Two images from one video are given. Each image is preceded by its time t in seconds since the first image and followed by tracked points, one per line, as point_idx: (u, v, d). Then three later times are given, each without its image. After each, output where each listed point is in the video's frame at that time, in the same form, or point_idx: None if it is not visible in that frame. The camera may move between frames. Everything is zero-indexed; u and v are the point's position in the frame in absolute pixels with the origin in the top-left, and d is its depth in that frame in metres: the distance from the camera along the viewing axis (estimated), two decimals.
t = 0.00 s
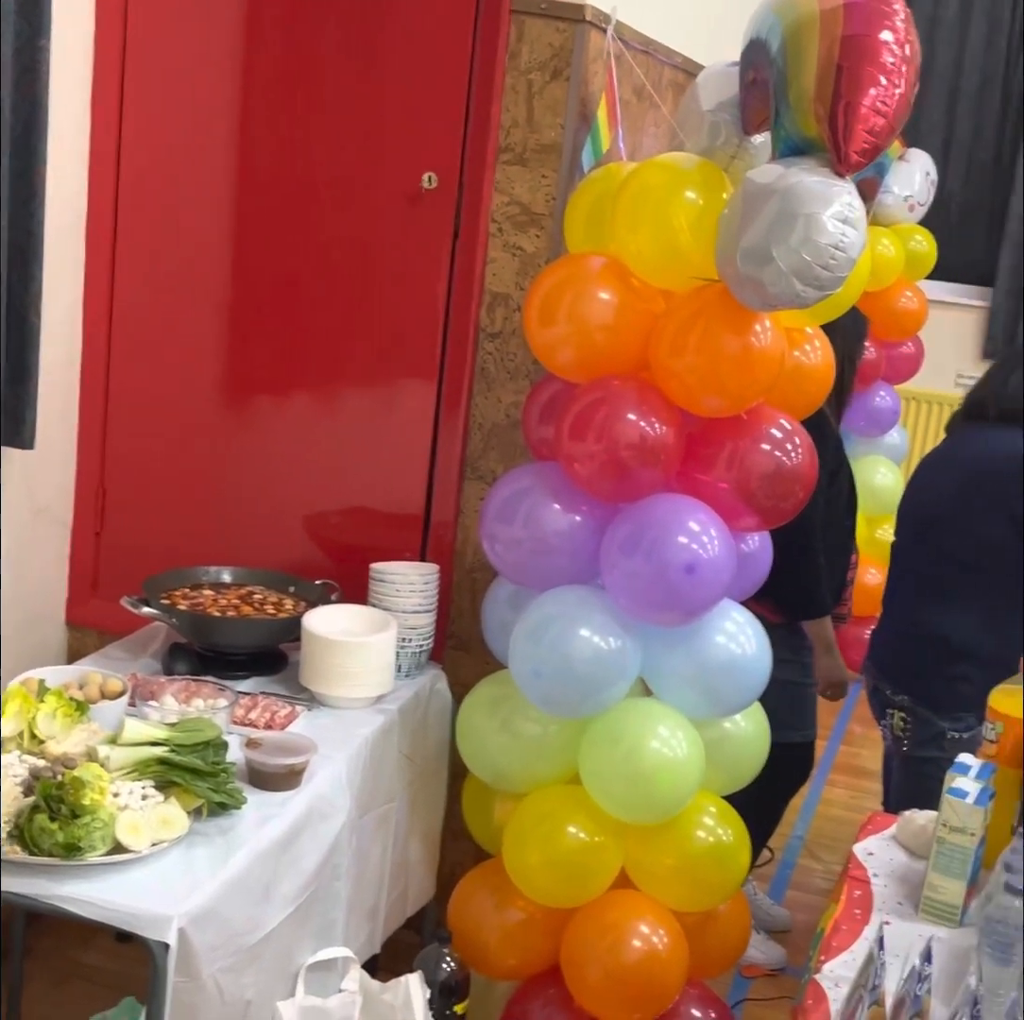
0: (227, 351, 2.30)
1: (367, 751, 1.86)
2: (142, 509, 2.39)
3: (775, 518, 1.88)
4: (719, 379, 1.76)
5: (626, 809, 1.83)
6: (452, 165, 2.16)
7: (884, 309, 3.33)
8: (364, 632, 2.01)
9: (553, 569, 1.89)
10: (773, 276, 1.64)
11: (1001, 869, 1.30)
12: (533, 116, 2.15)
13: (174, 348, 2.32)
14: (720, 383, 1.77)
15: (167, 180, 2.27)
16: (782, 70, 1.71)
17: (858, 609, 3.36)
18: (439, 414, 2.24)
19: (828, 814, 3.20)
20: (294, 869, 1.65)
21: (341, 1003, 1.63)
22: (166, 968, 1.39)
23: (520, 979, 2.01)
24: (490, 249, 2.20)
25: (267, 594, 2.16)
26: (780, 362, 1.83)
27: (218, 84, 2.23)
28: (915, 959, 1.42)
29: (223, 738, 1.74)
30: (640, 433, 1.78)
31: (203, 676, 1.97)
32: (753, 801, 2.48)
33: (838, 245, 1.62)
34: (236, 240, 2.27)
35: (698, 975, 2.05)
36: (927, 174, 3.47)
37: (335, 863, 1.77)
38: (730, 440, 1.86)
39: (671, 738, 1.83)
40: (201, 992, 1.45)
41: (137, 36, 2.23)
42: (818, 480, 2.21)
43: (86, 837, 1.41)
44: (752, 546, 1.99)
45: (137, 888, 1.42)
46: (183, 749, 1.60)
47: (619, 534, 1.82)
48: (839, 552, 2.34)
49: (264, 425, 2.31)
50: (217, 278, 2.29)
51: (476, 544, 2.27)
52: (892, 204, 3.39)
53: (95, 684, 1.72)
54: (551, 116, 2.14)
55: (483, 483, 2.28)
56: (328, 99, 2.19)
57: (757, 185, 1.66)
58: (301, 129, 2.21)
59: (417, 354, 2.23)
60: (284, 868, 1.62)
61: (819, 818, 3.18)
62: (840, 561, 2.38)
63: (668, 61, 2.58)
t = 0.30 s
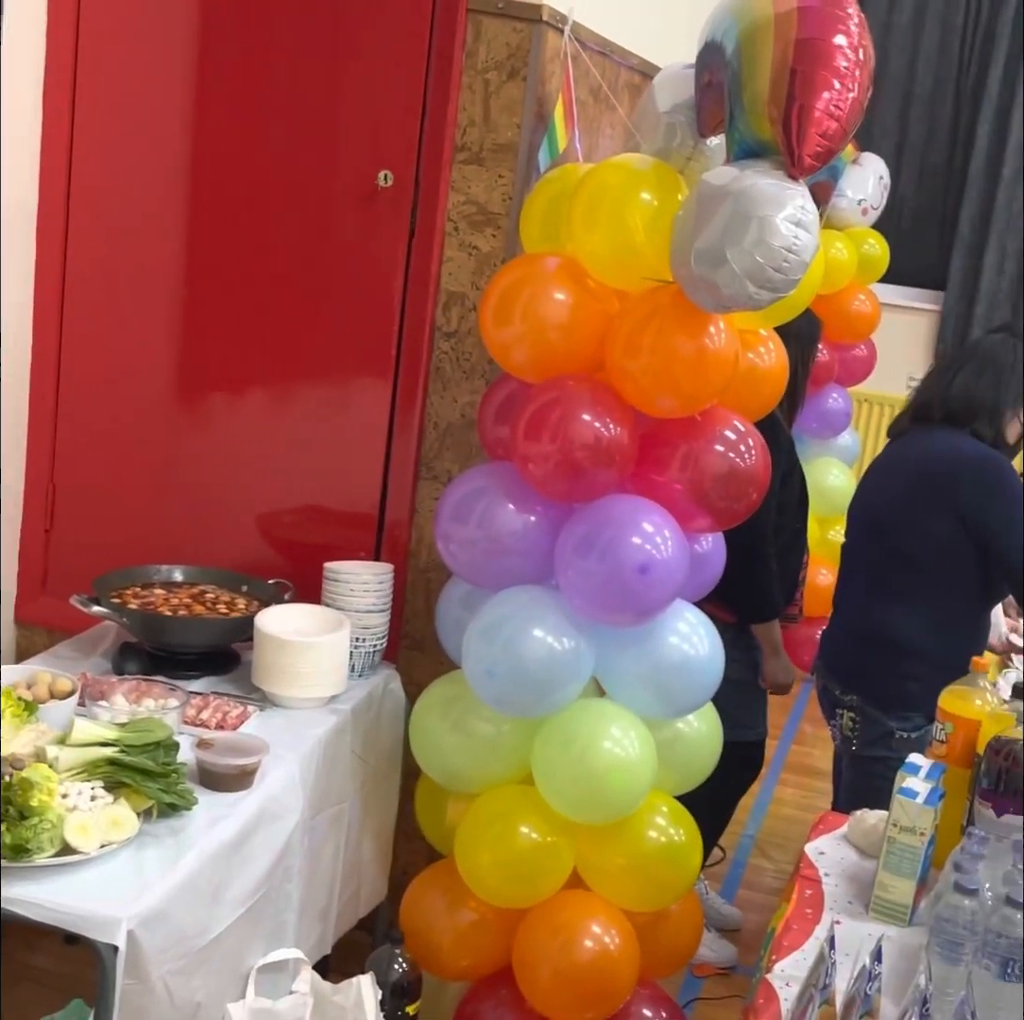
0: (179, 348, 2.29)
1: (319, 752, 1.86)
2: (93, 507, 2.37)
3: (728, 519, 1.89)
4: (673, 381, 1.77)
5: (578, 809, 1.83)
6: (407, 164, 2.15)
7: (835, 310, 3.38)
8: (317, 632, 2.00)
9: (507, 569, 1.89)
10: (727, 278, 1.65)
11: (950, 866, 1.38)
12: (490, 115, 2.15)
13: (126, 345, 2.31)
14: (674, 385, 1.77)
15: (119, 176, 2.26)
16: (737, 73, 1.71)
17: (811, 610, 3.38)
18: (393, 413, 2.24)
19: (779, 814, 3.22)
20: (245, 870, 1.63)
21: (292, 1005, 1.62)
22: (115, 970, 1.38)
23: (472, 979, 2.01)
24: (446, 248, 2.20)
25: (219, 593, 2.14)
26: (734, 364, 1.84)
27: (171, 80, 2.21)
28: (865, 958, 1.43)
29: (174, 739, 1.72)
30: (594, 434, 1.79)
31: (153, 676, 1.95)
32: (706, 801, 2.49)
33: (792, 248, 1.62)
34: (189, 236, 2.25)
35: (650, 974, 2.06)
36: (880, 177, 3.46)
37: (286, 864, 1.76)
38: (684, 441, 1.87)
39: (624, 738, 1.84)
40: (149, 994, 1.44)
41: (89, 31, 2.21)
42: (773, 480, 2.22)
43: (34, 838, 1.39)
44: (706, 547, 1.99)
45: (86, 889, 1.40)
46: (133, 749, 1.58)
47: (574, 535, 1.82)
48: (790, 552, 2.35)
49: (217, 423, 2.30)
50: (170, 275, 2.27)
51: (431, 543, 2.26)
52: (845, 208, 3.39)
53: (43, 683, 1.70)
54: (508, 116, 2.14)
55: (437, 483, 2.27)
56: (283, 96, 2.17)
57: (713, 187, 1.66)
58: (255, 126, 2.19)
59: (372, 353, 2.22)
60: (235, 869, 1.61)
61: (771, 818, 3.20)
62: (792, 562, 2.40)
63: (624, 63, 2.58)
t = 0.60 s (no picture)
0: (148, 349, 2.27)
1: (289, 754, 1.85)
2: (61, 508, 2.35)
3: (698, 520, 1.90)
4: (642, 382, 1.77)
5: (548, 810, 1.83)
6: (377, 165, 2.15)
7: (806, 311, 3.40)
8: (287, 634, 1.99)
9: (477, 570, 1.89)
10: (695, 279, 1.65)
11: (917, 869, 1.40)
12: (460, 116, 2.14)
13: (94, 345, 2.29)
14: (643, 386, 1.77)
15: (86, 175, 2.24)
16: (705, 73, 1.71)
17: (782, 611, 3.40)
18: (364, 414, 2.23)
19: (751, 814, 3.23)
20: (213, 873, 1.62)
21: (261, 1008, 1.61)
22: (82, 976, 1.39)
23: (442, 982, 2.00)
24: (416, 249, 2.19)
25: (188, 595, 2.13)
26: (703, 366, 1.84)
27: (139, 79, 2.19)
28: (834, 959, 1.44)
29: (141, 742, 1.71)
30: (564, 435, 1.78)
31: (122, 678, 1.94)
32: (677, 802, 2.49)
33: (760, 249, 1.63)
34: (158, 237, 2.24)
35: (620, 976, 2.06)
36: (851, 181, 3.49)
37: (255, 868, 1.75)
38: (654, 442, 1.87)
39: (594, 739, 1.84)
40: (117, 999, 1.43)
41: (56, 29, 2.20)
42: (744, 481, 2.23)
43: None
44: (676, 548, 2.00)
45: (53, 894, 1.39)
46: (100, 753, 1.57)
47: (544, 536, 1.82)
48: (756, 553, 2.37)
49: (186, 424, 2.28)
50: (138, 275, 2.25)
51: (401, 545, 2.26)
52: (816, 209, 3.40)
53: (8, 689, 1.61)
54: (478, 117, 2.13)
55: (408, 484, 2.27)
56: (252, 96, 2.16)
57: (681, 188, 1.66)
58: (224, 126, 2.18)
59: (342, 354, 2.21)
60: (204, 872, 1.60)
61: (742, 818, 3.21)
62: (762, 563, 2.40)
63: (595, 63, 2.58)
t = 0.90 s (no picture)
0: (131, 348, 2.26)
1: (273, 754, 1.84)
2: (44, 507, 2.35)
3: (683, 518, 1.90)
4: (627, 380, 1.77)
5: (533, 809, 1.83)
6: (361, 163, 2.14)
7: (790, 309, 3.41)
8: (270, 633, 1.98)
9: (462, 569, 1.88)
10: (680, 277, 1.65)
11: (903, 866, 1.40)
12: (444, 114, 2.14)
13: (76, 345, 2.28)
14: (627, 384, 1.77)
15: (68, 173, 2.23)
16: (689, 71, 1.71)
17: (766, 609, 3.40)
18: (348, 413, 2.22)
19: (736, 811, 3.23)
20: (197, 873, 1.62)
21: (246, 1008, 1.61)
22: (64, 977, 1.38)
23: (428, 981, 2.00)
24: (400, 247, 2.19)
25: (171, 594, 2.12)
26: (688, 363, 1.84)
27: (121, 78, 2.18)
28: (819, 958, 1.42)
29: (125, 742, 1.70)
30: (549, 433, 1.78)
31: (105, 678, 1.93)
32: (662, 801, 2.49)
33: (745, 247, 1.63)
34: (140, 235, 2.23)
35: (606, 974, 2.06)
36: (834, 178, 3.50)
37: (239, 868, 1.74)
38: (639, 440, 1.87)
39: (579, 738, 1.83)
40: (100, 1000, 1.42)
41: (37, 27, 2.19)
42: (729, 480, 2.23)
43: None
44: (661, 546, 2.00)
45: (33, 895, 1.39)
46: (82, 753, 1.56)
47: (529, 534, 1.81)
48: (740, 552, 2.37)
49: (169, 423, 2.28)
50: (121, 274, 2.25)
51: (386, 544, 2.25)
52: (801, 208, 3.40)
53: None
54: (462, 114, 2.13)
55: (393, 483, 2.27)
56: (234, 94, 2.15)
57: (666, 186, 1.66)
58: (206, 124, 2.17)
59: (326, 353, 2.21)
60: (187, 872, 1.60)
61: (727, 815, 3.22)
62: (746, 562, 2.41)
63: (579, 61, 2.58)
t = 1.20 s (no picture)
0: (121, 347, 2.26)
1: (266, 754, 1.84)
2: (34, 507, 2.34)
3: (674, 516, 1.90)
4: (619, 379, 1.77)
5: (526, 807, 1.83)
6: (352, 162, 2.14)
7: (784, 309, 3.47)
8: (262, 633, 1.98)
9: (454, 568, 1.88)
10: (672, 276, 1.65)
11: (895, 864, 1.41)
12: (434, 113, 2.14)
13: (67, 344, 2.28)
14: (619, 383, 1.77)
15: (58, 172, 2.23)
16: (681, 71, 1.72)
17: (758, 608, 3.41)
18: (340, 412, 2.22)
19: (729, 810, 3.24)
20: (190, 874, 1.62)
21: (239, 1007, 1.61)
22: (55, 978, 1.38)
23: (421, 980, 2.00)
24: (391, 247, 2.19)
25: (163, 594, 2.12)
26: (679, 362, 1.84)
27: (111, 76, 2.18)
28: (811, 954, 1.42)
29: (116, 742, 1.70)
30: (541, 432, 1.78)
31: (96, 678, 1.93)
32: (654, 801, 2.49)
33: (737, 246, 1.63)
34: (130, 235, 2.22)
35: (599, 973, 2.06)
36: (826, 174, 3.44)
37: (232, 867, 1.74)
38: (631, 439, 1.87)
39: (572, 736, 1.84)
40: (93, 1001, 1.42)
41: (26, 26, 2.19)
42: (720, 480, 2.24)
43: None
44: (653, 545, 2.00)
45: (26, 895, 1.38)
46: (74, 754, 1.56)
47: (521, 533, 1.81)
48: (732, 550, 2.38)
49: (160, 423, 2.27)
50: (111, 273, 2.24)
51: (378, 543, 2.26)
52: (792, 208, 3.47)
53: None
54: (452, 114, 2.13)
55: (384, 482, 2.26)
56: (225, 94, 2.15)
57: (657, 185, 1.67)
58: (196, 123, 2.17)
59: (318, 352, 2.21)
60: (180, 873, 1.59)
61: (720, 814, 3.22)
62: (739, 561, 2.41)
63: (569, 60, 2.58)
